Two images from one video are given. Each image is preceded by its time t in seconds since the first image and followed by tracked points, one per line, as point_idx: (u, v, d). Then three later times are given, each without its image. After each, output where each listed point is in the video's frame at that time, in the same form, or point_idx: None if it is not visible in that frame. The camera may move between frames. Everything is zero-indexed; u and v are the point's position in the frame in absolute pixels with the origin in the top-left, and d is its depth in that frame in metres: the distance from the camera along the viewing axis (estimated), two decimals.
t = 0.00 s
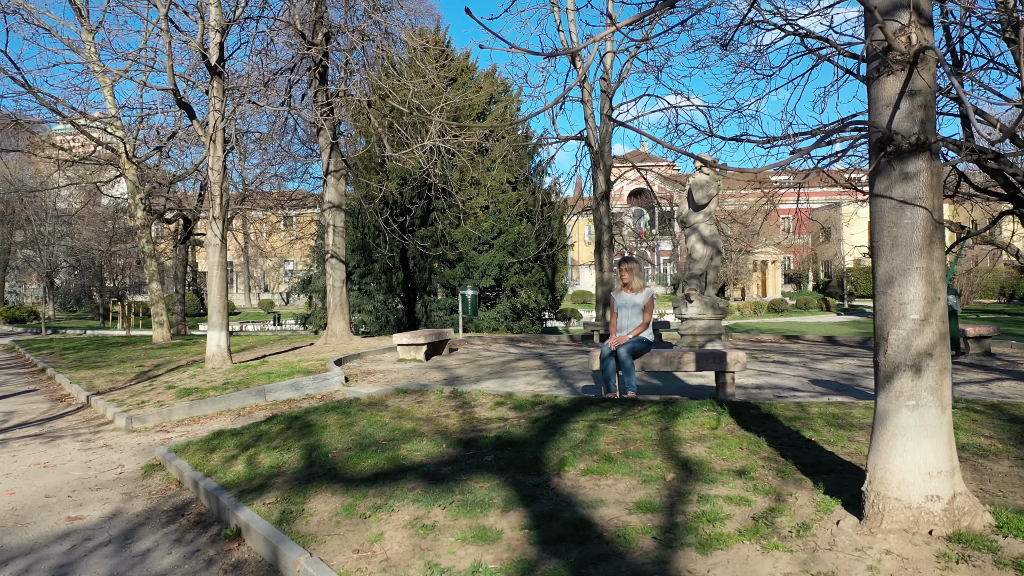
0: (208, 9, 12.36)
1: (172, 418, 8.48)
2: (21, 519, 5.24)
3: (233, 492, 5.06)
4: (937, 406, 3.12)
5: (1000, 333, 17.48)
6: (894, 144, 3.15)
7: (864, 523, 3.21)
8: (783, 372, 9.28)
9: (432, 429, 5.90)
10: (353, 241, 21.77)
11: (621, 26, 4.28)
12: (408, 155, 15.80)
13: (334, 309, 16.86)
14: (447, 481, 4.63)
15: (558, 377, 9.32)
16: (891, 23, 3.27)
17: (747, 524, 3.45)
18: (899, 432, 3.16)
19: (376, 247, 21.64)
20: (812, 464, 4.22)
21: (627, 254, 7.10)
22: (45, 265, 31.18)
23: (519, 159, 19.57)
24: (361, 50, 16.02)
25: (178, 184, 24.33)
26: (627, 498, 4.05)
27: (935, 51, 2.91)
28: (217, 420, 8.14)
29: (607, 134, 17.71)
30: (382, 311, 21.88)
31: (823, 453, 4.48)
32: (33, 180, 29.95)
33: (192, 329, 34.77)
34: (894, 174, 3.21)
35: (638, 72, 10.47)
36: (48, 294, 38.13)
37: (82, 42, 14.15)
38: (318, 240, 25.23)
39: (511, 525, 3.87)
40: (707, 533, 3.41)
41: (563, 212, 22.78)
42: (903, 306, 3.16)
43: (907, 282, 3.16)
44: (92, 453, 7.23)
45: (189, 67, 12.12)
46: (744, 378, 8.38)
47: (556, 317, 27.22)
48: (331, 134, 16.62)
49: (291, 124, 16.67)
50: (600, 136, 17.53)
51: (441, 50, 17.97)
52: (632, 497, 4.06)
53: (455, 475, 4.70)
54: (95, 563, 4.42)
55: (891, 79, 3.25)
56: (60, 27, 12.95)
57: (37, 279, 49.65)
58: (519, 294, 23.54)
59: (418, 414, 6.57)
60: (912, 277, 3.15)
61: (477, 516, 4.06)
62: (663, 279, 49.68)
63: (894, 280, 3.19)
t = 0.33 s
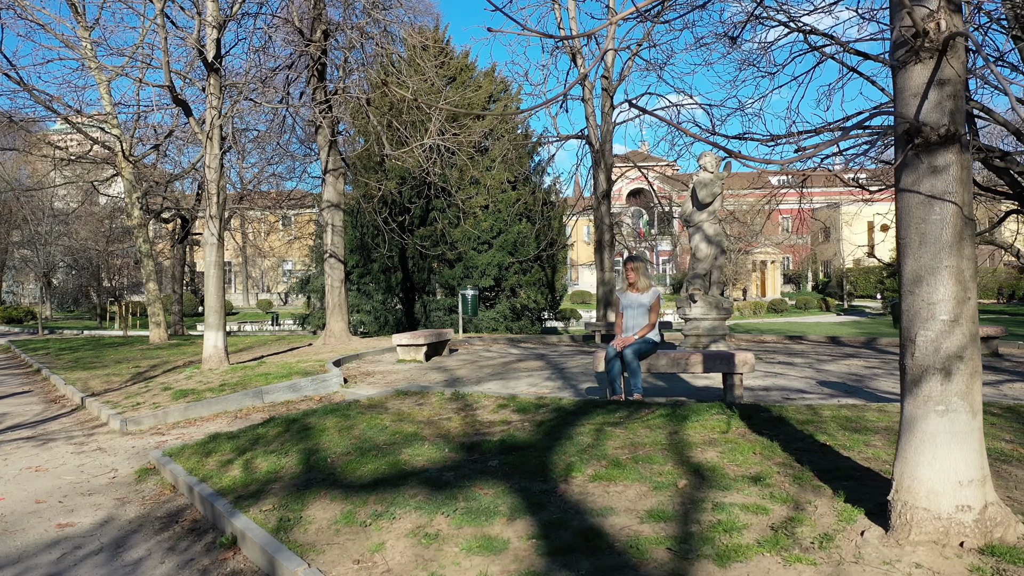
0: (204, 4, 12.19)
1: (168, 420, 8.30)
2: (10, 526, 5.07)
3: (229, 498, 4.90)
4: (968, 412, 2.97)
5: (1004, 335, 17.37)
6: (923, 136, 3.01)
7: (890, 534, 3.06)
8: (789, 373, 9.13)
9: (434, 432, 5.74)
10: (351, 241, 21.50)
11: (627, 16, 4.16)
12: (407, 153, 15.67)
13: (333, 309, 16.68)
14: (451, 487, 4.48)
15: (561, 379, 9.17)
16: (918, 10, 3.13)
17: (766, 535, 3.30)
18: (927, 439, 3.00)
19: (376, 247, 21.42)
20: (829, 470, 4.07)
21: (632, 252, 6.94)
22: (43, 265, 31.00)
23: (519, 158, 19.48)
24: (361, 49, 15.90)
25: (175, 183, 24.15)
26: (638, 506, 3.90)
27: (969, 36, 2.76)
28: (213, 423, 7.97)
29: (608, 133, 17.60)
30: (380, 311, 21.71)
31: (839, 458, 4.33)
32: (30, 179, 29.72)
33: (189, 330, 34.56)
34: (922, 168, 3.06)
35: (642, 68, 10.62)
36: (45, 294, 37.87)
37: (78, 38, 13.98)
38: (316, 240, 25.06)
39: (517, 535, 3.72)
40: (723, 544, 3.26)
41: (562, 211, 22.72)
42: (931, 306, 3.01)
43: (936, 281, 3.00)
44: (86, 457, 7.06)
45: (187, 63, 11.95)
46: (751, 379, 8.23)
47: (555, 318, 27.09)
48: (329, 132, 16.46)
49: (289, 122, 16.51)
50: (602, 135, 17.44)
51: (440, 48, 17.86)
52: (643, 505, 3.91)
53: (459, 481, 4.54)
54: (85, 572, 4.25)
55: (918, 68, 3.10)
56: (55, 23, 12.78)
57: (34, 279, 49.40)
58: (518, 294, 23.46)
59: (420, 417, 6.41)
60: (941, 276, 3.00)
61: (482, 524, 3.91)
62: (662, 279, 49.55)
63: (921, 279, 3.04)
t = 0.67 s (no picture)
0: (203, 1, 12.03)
1: (167, 422, 8.17)
2: (4, 532, 4.92)
3: (231, 503, 4.76)
4: (1005, 416, 2.84)
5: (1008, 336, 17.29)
6: (958, 127, 2.87)
7: (922, 544, 2.93)
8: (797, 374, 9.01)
9: (440, 435, 5.60)
10: (352, 241, 21.56)
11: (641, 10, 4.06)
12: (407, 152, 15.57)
13: (333, 309, 16.54)
14: (459, 492, 4.34)
15: (566, 380, 9.04)
16: None
17: (792, 544, 3.17)
18: (963, 445, 2.87)
19: (375, 246, 21.37)
20: (852, 475, 3.94)
21: (641, 250, 6.80)
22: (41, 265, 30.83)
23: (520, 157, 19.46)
24: (361, 47, 15.78)
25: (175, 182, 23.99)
26: (655, 513, 3.76)
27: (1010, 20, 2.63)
28: (213, 425, 7.84)
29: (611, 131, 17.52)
30: (380, 311, 21.60)
31: (861, 463, 4.21)
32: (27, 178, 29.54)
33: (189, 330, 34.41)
34: (956, 161, 2.92)
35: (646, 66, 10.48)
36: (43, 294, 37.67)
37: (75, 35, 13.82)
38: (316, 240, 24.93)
39: (530, 543, 3.58)
40: (746, 554, 3.13)
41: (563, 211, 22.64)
42: (966, 306, 2.88)
43: (972, 279, 2.87)
44: (83, 460, 6.91)
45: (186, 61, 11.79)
46: (760, 380, 8.11)
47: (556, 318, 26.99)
48: (329, 131, 16.32)
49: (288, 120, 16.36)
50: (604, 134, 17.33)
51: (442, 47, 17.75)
52: (660, 511, 3.78)
53: (468, 486, 4.41)
54: None
55: (954, 55, 2.96)
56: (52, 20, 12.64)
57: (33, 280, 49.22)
58: (519, 294, 23.35)
59: (425, 419, 6.28)
60: (976, 273, 2.87)
61: (493, 531, 3.77)
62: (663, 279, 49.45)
63: (956, 277, 2.91)
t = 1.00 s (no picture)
0: None
1: (169, 423, 8.05)
2: (4, 536, 4.79)
3: (237, 507, 4.65)
4: None
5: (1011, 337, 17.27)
6: (999, 118, 2.76)
7: (962, 553, 2.81)
8: (808, 375, 8.89)
9: (449, 437, 5.49)
10: (355, 241, 21.49)
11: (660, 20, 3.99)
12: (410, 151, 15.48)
13: (335, 309, 16.42)
14: (472, 496, 4.23)
15: (574, 381, 8.93)
16: None
17: (822, 552, 3.06)
18: (1004, 448, 2.75)
19: (377, 246, 21.28)
20: (877, 479, 3.83)
21: (652, 249, 6.69)
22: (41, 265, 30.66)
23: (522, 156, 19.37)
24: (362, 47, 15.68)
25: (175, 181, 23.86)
26: (675, 518, 3.65)
27: None
28: (217, 426, 7.74)
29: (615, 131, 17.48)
30: (382, 311, 21.45)
31: (885, 467, 4.09)
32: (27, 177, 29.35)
33: (189, 330, 34.26)
34: (997, 154, 2.81)
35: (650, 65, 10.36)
36: (43, 293, 37.51)
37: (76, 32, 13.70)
38: (317, 239, 24.81)
39: (548, 549, 3.47)
40: (775, 562, 3.01)
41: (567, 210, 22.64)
42: (1007, 305, 2.76)
43: (1012, 276, 2.76)
44: (85, 462, 6.80)
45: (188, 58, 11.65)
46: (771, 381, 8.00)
47: (558, 318, 26.89)
48: (332, 129, 16.19)
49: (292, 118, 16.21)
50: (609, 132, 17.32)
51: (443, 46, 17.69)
52: (681, 516, 3.66)
53: (480, 490, 4.29)
54: None
55: (993, 44, 2.86)
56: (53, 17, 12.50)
57: (33, 280, 49.07)
58: (520, 294, 23.31)
59: (433, 420, 6.17)
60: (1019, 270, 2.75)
61: (509, 537, 3.66)
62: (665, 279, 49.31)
63: (996, 274, 2.80)
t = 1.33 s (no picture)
0: None
1: (173, 425, 7.95)
2: (7, 541, 4.69)
3: (244, 511, 4.55)
4: None
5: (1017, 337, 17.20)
6: None
7: (1003, 559, 2.73)
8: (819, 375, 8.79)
9: (460, 439, 5.39)
10: (358, 240, 21.37)
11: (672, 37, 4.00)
12: (414, 150, 15.45)
13: (338, 309, 16.32)
14: (487, 500, 4.13)
15: (582, 381, 8.84)
16: None
17: (855, 559, 2.96)
18: None
19: (379, 245, 21.17)
20: (904, 483, 3.74)
21: (663, 248, 6.60)
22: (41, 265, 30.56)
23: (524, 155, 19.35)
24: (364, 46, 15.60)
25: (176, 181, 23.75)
26: (698, 523, 3.55)
27: None
28: (221, 427, 7.64)
29: (619, 129, 17.42)
30: (383, 311, 21.29)
31: (910, 470, 3.99)
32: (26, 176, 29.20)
33: (190, 330, 34.15)
34: None
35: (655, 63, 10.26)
36: (43, 293, 37.39)
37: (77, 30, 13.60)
38: (319, 239, 24.69)
39: (569, 556, 3.37)
40: (807, 569, 2.91)
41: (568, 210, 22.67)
42: None
43: None
44: (88, 464, 6.69)
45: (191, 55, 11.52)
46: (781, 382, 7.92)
47: (559, 318, 26.85)
48: (334, 127, 16.07)
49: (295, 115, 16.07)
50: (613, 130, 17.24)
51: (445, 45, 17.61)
52: (704, 521, 3.56)
53: (495, 494, 4.19)
54: None
55: None
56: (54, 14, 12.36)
57: (33, 280, 48.95)
58: (523, 294, 23.46)
59: (442, 421, 6.07)
60: None
61: (526, 543, 3.56)
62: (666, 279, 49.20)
63: None
